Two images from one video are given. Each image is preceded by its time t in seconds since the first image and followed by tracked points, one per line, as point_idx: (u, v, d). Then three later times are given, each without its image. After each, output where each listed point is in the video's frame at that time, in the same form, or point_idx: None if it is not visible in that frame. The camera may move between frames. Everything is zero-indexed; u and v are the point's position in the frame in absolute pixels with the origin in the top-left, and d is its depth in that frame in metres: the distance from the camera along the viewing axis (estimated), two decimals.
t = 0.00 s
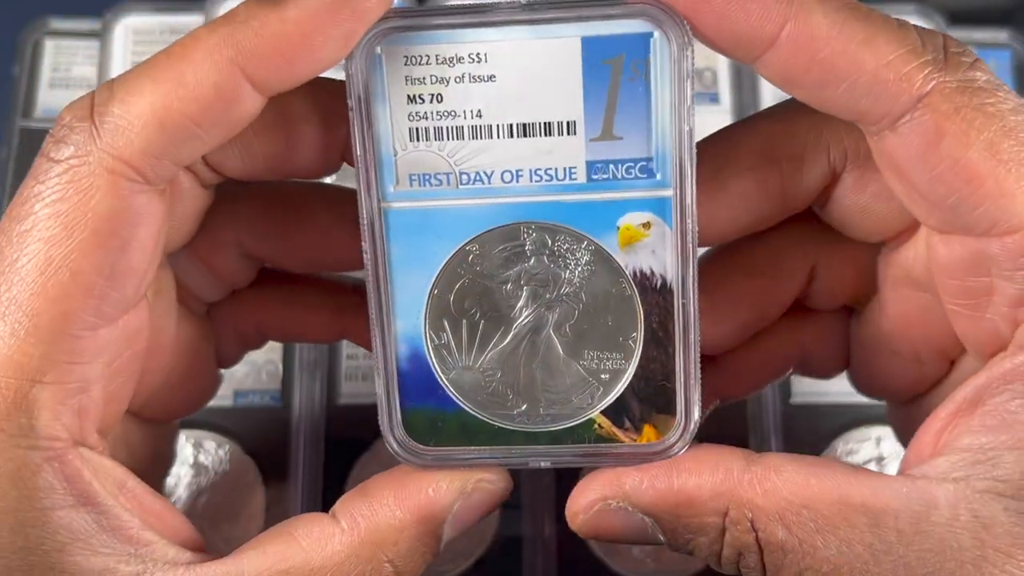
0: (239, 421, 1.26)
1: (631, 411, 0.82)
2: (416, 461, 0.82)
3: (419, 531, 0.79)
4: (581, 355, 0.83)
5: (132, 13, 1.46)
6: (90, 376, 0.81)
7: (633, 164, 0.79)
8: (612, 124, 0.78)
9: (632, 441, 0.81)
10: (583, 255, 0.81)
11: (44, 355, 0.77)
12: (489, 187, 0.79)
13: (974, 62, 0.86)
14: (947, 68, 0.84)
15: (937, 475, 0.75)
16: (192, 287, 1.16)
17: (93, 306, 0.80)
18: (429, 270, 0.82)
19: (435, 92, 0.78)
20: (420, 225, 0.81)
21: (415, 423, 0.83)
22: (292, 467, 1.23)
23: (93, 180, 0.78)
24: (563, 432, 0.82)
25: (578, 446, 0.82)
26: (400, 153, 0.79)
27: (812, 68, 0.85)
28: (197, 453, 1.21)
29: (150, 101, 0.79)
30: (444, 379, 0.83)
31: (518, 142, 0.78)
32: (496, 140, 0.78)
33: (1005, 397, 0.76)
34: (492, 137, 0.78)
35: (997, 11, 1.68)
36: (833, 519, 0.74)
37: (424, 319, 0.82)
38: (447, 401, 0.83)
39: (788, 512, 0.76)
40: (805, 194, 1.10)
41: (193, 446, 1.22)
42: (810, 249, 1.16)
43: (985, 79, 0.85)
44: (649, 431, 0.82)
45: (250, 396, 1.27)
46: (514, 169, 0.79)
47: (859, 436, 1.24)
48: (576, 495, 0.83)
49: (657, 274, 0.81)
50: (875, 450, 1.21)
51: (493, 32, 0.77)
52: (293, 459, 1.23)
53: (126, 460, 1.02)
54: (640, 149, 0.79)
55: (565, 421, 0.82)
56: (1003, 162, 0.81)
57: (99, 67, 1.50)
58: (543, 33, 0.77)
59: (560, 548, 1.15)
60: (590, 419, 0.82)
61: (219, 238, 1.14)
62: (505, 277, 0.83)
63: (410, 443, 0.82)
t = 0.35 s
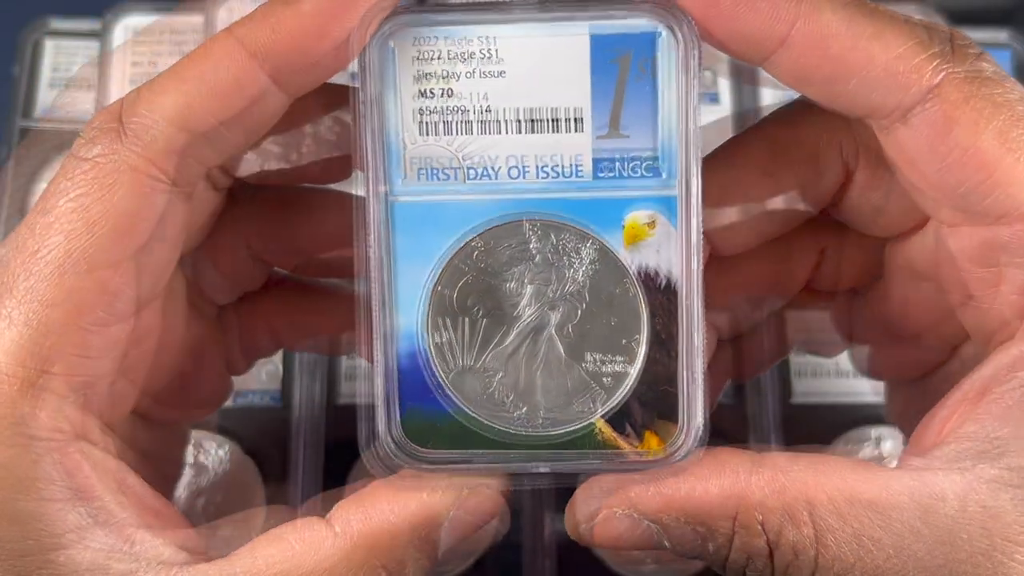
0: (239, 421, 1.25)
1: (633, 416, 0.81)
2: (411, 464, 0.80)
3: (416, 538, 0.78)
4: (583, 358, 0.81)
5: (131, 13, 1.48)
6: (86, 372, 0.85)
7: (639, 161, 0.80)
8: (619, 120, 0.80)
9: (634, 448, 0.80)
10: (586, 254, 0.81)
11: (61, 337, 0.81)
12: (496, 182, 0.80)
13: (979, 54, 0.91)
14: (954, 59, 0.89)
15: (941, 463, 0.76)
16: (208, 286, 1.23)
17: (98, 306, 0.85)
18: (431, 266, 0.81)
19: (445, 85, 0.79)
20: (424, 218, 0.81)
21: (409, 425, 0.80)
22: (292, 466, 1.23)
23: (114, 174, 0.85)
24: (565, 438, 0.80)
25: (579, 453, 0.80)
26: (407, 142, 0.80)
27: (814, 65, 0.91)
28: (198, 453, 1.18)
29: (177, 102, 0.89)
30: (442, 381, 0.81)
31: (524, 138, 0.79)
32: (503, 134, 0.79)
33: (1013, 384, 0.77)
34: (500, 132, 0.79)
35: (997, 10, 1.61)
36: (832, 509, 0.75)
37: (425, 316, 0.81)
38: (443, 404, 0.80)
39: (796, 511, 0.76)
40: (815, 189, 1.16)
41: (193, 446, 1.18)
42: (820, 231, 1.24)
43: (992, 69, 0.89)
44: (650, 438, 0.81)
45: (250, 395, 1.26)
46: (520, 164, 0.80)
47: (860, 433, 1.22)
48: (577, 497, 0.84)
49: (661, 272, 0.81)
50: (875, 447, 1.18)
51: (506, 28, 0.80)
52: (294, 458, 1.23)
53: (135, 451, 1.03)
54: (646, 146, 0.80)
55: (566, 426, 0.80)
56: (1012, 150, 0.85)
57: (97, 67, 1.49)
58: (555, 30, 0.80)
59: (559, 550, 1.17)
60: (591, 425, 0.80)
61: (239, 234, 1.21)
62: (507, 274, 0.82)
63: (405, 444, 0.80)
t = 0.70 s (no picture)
0: (239, 420, 1.25)
1: (637, 412, 0.79)
2: (405, 467, 0.76)
3: (411, 530, 0.74)
4: (581, 351, 0.80)
5: (131, 12, 1.47)
6: (72, 353, 0.88)
7: (640, 148, 0.81)
8: (620, 109, 0.81)
9: (639, 447, 0.78)
10: (588, 244, 0.80)
11: (54, 306, 0.86)
12: (497, 166, 0.79)
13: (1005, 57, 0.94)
14: (980, 61, 0.92)
15: (953, 465, 0.78)
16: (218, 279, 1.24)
17: (79, 286, 0.87)
18: (430, 252, 0.79)
19: (448, 70, 0.81)
20: (424, 205, 0.79)
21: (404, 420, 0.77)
22: (291, 466, 1.22)
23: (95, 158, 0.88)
24: (568, 433, 0.77)
25: (580, 451, 0.77)
26: (409, 127, 0.80)
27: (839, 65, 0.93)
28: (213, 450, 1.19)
29: (178, 87, 0.92)
30: (438, 374, 0.78)
31: (527, 122, 0.80)
32: (505, 118, 0.80)
33: None
34: (501, 116, 0.80)
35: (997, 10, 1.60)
36: (833, 512, 0.75)
37: (423, 304, 0.78)
38: (439, 397, 0.77)
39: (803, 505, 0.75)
40: (828, 178, 1.22)
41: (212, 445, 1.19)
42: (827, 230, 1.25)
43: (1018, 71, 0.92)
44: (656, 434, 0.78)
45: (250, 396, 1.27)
46: (521, 148, 0.80)
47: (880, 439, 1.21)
48: (604, 505, 0.79)
49: (662, 260, 0.80)
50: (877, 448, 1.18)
51: (511, 18, 0.82)
52: (295, 458, 1.23)
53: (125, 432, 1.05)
54: (647, 135, 0.82)
55: (568, 421, 0.78)
56: None
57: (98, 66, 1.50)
58: (559, 21, 0.82)
59: (560, 552, 1.16)
60: (594, 421, 0.78)
61: (243, 231, 1.22)
62: (506, 264, 0.81)
63: (400, 442, 0.76)
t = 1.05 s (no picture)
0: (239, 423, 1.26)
1: (691, 403, 0.80)
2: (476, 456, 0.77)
3: (497, 516, 0.76)
4: (644, 350, 0.81)
5: (132, 14, 1.47)
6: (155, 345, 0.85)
7: (690, 158, 0.83)
8: (671, 120, 0.83)
9: (693, 435, 0.80)
10: (648, 247, 0.81)
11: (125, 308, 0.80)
12: (563, 173, 0.81)
13: (938, 70, 0.78)
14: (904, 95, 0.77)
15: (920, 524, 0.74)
16: (258, 264, 1.22)
17: (160, 279, 0.83)
18: (501, 255, 0.79)
19: (516, 80, 0.81)
20: (495, 208, 0.79)
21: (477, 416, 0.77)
22: (293, 470, 1.23)
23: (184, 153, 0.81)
24: (628, 426, 0.79)
25: (641, 442, 0.79)
26: (480, 135, 0.80)
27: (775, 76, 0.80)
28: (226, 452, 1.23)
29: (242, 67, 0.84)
30: (510, 371, 0.78)
31: (586, 132, 0.81)
32: (569, 128, 0.81)
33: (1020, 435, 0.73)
34: (566, 125, 0.81)
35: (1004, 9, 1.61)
36: (784, 562, 0.74)
37: (496, 305, 0.79)
38: (512, 393, 0.78)
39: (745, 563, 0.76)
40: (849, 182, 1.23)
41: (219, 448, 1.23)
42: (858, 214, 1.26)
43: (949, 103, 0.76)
44: (707, 424, 0.80)
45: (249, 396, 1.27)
46: (586, 156, 0.81)
47: (850, 463, 1.25)
48: (591, 472, 0.82)
49: (714, 265, 0.82)
50: (877, 449, 1.25)
51: (572, 31, 0.82)
52: (296, 463, 1.23)
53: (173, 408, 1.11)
54: (697, 146, 0.83)
55: (628, 416, 0.79)
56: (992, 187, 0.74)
57: (98, 68, 1.51)
58: (617, 36, 0.83)
59: (560, 553, 1.17)
60: (653, 411, 0.79)
61: (288, 218, 1.19)
62: (574, 266, 0.81)
63: (475, 435, 0.77)
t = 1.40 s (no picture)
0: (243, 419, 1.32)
1: (772, 417, 0.91)
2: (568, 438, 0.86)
3: (538, 548, 0.75)
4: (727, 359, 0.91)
5: (132, 14, 1.45)
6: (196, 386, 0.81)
7: (792, 185, 0.90)
8: (777, 151, 0.91)
9: (776, 444, 0.90)
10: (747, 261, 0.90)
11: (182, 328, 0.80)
12: (671, 188, 0.88)
13: (1014, 14, 0.83)
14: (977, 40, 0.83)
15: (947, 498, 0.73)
16: (281, 289, 1.14)
17: (216, 310, 0.82)
18: (609, 253, 0.87)
19: (636, 97, 0.88)
20: (614, 209, 0.87)
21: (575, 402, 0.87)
22: (290, 470, 1.27)
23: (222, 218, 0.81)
24: (709, 428, 0.88)
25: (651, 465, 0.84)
26: (598, 140, 0.87)
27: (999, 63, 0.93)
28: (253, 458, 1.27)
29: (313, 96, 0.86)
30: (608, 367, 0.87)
31: (719, 150, 0.89)
32: (676, 147, 0.88)
33: None
34: (675, 145, 0.88)
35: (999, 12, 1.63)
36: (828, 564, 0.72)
37: (596, 302, 0.87)
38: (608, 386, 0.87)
39: (782, 571, 0.74)
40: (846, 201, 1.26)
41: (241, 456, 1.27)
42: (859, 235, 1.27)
43: None
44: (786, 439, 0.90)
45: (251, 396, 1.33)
46: (692, 175, 0.88)
47: (850, 463, 1.24)
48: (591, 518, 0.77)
49: (808, 287, 0.92)
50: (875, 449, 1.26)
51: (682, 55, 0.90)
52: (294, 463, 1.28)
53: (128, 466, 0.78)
54: (800, 174, 0.91)
55: (713, 419, 0.89)
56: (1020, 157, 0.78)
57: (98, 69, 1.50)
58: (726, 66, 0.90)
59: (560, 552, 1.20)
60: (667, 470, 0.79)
61: (322, 235, 1.16)
62: (664, 281, 0.91)
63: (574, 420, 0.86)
